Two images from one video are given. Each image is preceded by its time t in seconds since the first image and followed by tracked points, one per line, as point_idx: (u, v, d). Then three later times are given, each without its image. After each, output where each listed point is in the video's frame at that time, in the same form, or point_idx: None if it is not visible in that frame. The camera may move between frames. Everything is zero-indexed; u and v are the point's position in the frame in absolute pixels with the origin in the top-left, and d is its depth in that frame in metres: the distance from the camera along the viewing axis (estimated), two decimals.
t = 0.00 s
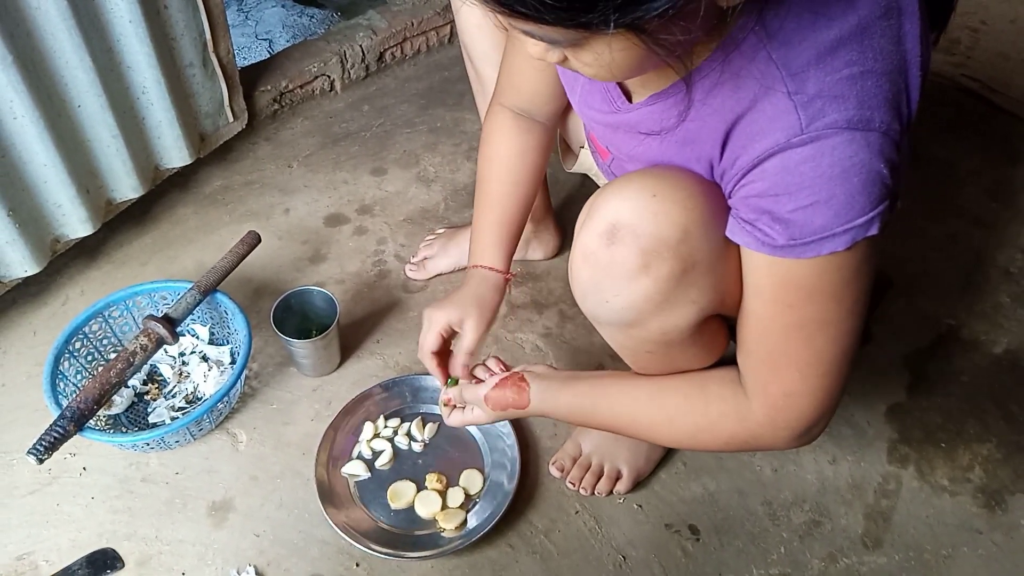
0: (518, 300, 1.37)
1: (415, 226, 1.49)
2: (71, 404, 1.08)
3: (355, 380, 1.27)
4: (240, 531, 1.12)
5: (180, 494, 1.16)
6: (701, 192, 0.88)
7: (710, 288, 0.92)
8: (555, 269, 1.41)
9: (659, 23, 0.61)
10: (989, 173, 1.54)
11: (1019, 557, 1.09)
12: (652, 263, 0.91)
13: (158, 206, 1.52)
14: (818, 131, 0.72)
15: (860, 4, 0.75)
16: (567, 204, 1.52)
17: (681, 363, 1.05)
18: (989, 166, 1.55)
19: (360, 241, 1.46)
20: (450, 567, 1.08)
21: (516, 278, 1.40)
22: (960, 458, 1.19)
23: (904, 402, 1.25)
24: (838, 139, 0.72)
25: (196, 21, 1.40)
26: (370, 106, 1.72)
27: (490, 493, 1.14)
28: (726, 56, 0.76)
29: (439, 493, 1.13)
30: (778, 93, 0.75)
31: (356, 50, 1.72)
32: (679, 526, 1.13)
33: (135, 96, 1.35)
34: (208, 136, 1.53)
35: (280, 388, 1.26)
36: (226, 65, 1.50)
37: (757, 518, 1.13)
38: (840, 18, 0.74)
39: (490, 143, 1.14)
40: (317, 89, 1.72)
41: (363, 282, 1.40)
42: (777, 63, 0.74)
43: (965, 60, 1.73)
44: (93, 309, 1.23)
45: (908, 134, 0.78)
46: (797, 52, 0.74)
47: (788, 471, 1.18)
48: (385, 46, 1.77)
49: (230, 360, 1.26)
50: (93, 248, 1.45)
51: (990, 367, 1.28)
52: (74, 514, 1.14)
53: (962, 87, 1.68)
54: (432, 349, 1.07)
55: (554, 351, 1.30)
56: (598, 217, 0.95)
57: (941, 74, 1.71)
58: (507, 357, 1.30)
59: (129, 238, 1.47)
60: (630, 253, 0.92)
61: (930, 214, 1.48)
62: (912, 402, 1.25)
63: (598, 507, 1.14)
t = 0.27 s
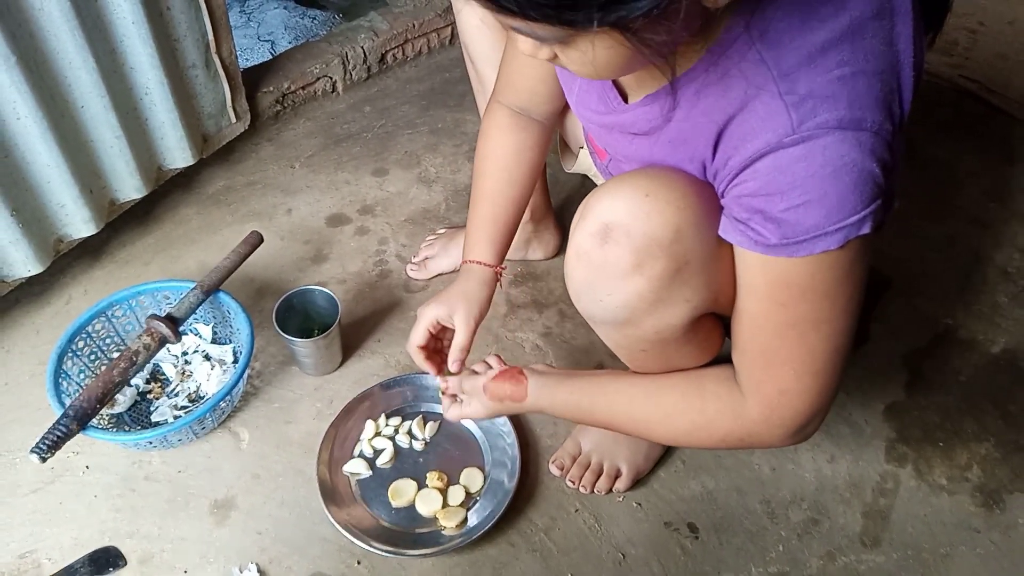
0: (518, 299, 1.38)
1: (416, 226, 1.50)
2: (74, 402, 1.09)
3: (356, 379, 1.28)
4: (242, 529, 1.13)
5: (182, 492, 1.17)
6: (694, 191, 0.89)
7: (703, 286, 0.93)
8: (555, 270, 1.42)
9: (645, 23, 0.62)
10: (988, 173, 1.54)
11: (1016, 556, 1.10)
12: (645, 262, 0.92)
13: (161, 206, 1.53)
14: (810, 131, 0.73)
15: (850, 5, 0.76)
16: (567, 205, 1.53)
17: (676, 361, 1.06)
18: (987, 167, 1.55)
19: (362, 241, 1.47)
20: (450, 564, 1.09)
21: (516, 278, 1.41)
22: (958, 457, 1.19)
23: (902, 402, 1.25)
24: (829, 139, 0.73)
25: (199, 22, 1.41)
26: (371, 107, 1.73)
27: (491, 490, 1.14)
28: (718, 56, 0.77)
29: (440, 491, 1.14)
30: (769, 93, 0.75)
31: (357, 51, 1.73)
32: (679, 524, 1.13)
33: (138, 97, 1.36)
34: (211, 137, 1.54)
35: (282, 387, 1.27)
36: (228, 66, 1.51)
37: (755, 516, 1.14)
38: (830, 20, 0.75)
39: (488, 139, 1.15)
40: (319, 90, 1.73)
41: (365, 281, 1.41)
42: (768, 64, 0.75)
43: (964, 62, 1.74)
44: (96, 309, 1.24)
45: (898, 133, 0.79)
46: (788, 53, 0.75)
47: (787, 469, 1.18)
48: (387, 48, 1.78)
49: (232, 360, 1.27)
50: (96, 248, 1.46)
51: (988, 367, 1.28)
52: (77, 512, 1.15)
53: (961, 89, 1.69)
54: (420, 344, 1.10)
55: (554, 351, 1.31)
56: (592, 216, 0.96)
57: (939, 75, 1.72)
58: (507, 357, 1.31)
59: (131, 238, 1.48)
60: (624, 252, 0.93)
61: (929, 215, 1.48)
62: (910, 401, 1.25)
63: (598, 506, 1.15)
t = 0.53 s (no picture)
0: (518, 299, 1.37)
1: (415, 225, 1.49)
2: (72, 403, 1.08)
3: (356, 379, 1.27)
4: (241, 530, 1.12)
5: (181, 493, 1.16)
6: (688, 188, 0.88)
7: (695, 284, 0.92)
8: (555, 269, 1.41)
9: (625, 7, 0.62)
10: (990, 172, 1.54)
11: (1020, 557, 1.09)
12: (637, 259, 0.91)
13: (159, 205, 1.52)
14: (800, 128, 0.73)
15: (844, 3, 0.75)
16: (568, 204, 1.52)
17: (670, 357, 1.06)
18: (990, 166, 1.55)
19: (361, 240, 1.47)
20: (450, 566, 1.08)
21: (516, 277, 1.40)
22: (960, 458, 1.19)
23: (904, 402, 1.25)
24: (826, 136, 0.72)
25: (198, 20, 1.40)
26: (371, 105, 1.72)
27: (491, 491, 1.14)
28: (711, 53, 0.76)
29: (440, 492, 1.13)
30: (760, 91, 0.75)
31: (357, 50, 1.73)
32: (680, 525, 1.13)
33: (136, 95, 1.35)
34: (210, 136, 1.53)
35: (281, 387, 1.26)
36: (227, 65, 1.50)
37: (757, 517, 1.13)
38: (823, 17, 0.74)
39: (472, 119, 1.20)
40: (318, 89, 1.72)
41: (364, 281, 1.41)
42: (759, 61, 0.75)
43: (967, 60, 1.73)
44: (95, 308, 1.24)
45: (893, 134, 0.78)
46: (780, 51, 0.74)
47: (789, 470, 1.18)
48: (386, 46, 1.77)
49: (231, 360, 1.26)
50: (94, 247, 1.45)
51: (990, 367, 1.28)
52: (75, 512, 1.15)
53: (963, 87, 1.68)
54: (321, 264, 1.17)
55: (554, 351, 1.30)
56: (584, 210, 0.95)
57: (941, 74, 1.71)
58: (507, 357, 1.30)
59: (130, 237, 1.47)
60: (616, 249, 0.92)
61: (931, 214, 1.48)
62: (912, 402, 1.25)
63: (599, 506, 1.14)
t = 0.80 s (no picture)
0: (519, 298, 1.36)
1: (416, 224, 1.48)
2: (70, 403, 1.08)
3: (356, 379, 1.26)
4: (241, 531, 1.12)
5: (180, 493, 1.15)
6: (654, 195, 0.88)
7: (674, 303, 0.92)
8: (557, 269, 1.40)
9: None
10: (994, 171, 1.53)
11: None
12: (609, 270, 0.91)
13: (157, 203, 1.51)
14: (654, 56, 0.74)
15: None
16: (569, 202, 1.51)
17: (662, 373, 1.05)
18: (994, 165, 1.54)
19: (361, 239, 1.46)
20: (450, 567, 1.07)
21: (517, 276, 1.39)
22: (964, 459, 1.18)
23: (908, 402, 1.24)
24: (685, 31, 0.74)
25: (196, 17, 1.39)
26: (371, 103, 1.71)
27: (492, 492, 1.13)
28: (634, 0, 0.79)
29: (440, 493, 1.13)
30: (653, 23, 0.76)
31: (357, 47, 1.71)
32: (682, 526, 1.12)
33: (135, 93, 1.34)
34: (209, 133, 1.52)
35: (280, 387, 1.25)
36: (226, 62, 1.49)
37: (759, 519, 1.13)
38: None
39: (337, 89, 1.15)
40: (318, 86, 1.71)
41: (364, 280, 1.40)
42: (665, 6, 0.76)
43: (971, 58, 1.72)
44: (93, 308, 1.23)
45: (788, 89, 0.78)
46: None
47: (792, 471, 1.17)
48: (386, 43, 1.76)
49: (230, 359, 1.25)
50: (93, 245, 1.45)
51: (995, 367, 1.27)
52: (74, 513, 1.14)
53: (968, 86, 1.67)
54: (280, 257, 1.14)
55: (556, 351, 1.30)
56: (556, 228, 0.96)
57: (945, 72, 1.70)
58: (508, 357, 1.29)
59: (128, 236, 1.46)
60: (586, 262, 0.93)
61: (935, 214, 1.47)
62: (916, 403, 1.24)
63: (600, 508, 1.13)
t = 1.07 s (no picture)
0: (520, 298, 1.37)
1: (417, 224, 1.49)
2: (72, 402, 1.08)
3: (357, 378, 1.27)
4: (242, 529, 1.12)
5: (182, 492, 1.16)
6: (665, 222, 0.92)
7: (677, 321, 0.97)
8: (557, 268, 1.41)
9: None
10: (994, 171, 1.53)
11: None
12: (622, 296, 0.94)
13: (159, 204, 1.52)
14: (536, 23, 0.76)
15: None
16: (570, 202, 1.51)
17: (656, 386, 1.09)
18: (993, 164, 1.54)
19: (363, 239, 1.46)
20: (451, 566, 1.08)
21: (518, 276, 1.40)
22: (964, 457, 1.18)
23: (907, 401, 1.24)
24: (542, 28, 0.74)
25: (198, 18, 1.39)
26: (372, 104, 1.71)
27: (492, 491, 1.14)
28: None
29: (441, 491, 1.13)
30: None
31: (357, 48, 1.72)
32: (682, 524, 1.12)
33: (136, 94, 1.35)
34: (210, 134, 1.53)
35: (281, 386, 1.26)
36: (228, 63, 1.49)
37: (759, 517, 1.13)
38: None
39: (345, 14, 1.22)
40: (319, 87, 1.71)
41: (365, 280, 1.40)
42: None
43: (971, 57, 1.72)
44: (94, 307, 1.23)
45: (669, 89, 0.77)
46: None
47: (792, 470, 1.17)
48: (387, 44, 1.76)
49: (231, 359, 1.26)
50: (95, 246, 1.45)
51: (994, 366, 1.27)
52: (76, 512, 1.14)
53: (967, 86, 1.67)
54: (323, 146, 1.22)
55: (556, 350, 1.30)
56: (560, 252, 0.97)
57: (945, 72, 1.70)
58: (509, 356, 1.29)
59: (130, 236, 1.47)
60: (598, 287, 0.94)
61: (934, 213, 1.47)
62: (916, 401, 1.24)
63: (600, 506, 1.14)
